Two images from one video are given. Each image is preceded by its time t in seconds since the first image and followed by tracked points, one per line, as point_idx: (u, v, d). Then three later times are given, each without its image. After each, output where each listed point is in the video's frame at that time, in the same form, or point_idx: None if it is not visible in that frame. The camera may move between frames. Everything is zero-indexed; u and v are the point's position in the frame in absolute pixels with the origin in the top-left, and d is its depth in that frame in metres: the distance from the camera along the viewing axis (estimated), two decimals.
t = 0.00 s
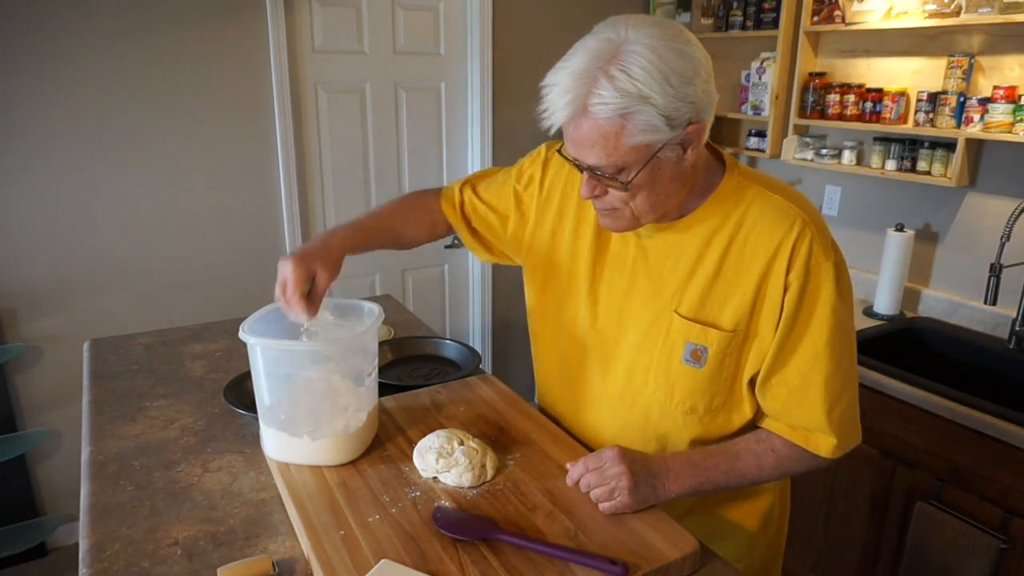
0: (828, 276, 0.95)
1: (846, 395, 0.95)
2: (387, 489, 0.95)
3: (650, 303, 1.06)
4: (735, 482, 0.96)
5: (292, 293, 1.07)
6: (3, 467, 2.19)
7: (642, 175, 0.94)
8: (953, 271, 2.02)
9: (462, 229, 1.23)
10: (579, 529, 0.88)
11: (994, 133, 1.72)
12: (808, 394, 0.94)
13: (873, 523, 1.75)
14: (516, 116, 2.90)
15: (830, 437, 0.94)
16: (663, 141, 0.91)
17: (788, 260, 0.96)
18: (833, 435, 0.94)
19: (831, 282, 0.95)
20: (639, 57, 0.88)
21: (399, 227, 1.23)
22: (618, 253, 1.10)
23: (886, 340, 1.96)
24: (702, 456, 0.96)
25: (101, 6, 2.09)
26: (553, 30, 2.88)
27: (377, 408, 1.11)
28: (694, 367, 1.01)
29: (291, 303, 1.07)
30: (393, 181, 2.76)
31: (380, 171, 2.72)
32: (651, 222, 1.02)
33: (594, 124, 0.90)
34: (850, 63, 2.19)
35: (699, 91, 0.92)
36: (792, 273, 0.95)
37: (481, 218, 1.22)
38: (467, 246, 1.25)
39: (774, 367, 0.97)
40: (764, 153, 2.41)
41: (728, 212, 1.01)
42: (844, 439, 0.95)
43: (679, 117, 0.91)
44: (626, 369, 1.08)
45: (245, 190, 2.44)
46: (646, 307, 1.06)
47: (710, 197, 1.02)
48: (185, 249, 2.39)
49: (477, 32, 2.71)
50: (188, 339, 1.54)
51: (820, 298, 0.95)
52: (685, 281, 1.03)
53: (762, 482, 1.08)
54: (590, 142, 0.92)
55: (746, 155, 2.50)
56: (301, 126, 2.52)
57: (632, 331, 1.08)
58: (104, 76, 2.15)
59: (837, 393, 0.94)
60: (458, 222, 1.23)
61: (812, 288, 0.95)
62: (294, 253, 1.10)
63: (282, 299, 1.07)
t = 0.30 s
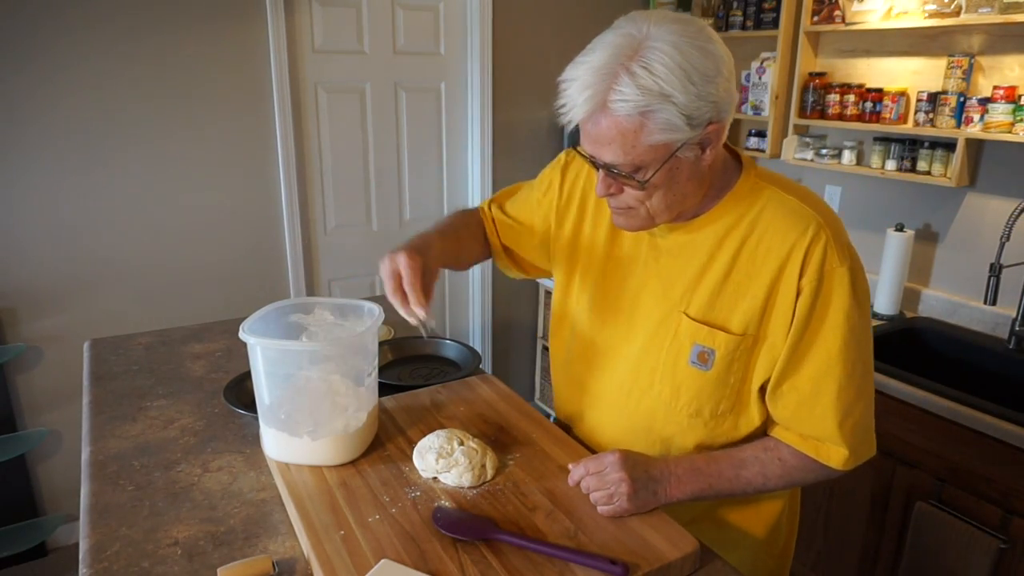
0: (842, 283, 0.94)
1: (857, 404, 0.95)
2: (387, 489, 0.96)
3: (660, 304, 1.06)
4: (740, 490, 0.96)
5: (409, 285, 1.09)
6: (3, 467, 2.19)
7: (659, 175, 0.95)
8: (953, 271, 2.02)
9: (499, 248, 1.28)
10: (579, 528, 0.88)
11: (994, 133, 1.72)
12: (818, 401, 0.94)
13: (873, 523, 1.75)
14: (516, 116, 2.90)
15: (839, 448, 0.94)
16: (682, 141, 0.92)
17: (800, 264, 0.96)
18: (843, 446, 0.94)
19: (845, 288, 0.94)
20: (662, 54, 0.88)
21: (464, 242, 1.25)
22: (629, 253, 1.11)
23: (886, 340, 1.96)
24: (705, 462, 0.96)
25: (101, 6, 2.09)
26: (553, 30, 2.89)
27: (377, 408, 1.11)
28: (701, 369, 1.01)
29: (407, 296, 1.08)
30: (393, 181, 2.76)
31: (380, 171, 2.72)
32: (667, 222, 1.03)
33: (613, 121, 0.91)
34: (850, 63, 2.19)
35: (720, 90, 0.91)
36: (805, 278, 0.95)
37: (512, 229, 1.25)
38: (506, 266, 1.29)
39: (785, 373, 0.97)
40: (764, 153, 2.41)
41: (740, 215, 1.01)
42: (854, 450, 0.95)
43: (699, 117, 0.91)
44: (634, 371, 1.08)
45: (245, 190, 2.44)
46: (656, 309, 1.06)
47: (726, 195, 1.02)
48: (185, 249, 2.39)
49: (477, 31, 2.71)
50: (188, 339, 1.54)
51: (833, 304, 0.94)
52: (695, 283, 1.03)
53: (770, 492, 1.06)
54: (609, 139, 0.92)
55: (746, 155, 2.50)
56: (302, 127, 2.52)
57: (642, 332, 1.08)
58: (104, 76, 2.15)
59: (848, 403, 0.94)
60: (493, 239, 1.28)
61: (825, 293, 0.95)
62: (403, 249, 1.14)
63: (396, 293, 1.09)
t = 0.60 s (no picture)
0: (853, 292, 0.94)
1: (863, 414, 0.95)
2: (387, 489, 0.96)
3: (667, 308, 1.06)
4: (740, 492, 0.95)
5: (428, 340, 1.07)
6: (3, 467, 2.19)
7: (671, 181, 0.95)
8: (953, 271, 2.02)
9: (511, 265, 1.28)
10: (579, 528, 0.88)
11: (994, 133, 1.72)
12: (824, 409, 0.94)
13: (873, 523, 1.75)
14: (516, 116, 2.90)
15: (844, 456, 0.94)
16: (695, 146, 0.92)
17: (811, 270, 0.96)
18: (848, 455, 0.94)
19: (855, 295, 0.94)
20: (676, 59, 0.88)
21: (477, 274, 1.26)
22: (636, 255, 1.11)
23: (886, 340, 1.96)
24: (707, 463, 0.96)
25: (101, 6, 2.09)
26: (553, 30, 2.89)
27: (377, 408, 1.11)
28: (708, 375, 1.01)
29: (426, 350, 1.07)
30: (392, 181, 2.76)
31: (380, 171, 2.72)
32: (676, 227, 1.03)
33: (625, 126, 0.91)
34: (850, 63, 2.19)
35: (734, 96, 0.91)
36: (814, 285, 0.95)
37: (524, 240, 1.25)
38: (520, 280, 1.30)
39: (792, 380, 0.97)
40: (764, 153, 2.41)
41: (751, 221, 1.01)
42: (860, 459, 0.95)
43: (713, 124, 0.91)
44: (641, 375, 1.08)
45: (244, 189, 2.44)
46: (664, 313, 1.06)
47: (737, 199, 1.02)
48: (185, 249, 2.39)
49: (477, 31, 2.71)
50: (188, 339, 1.54)
51: (842, 312, 0.94)
52: (704, 288, 1.03)
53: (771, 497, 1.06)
54: (620, 145, 0.92)
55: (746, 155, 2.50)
56: (302, 127, 2.52)
57: (650, 336, 1.08)
58: (104, 76, 2.15)
59: (855, 412, 0.94)
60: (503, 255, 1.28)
61: (834, 300, 0.95)
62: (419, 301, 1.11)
63: (414, 348, 1.07)
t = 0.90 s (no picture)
0: (836, 288, 0.93)
1: (846, 414, 0.92)
2: (387, 489, 0.96)
3: (658, 306, 1.06)
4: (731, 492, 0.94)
5: (436, 360, 1.07)
6: (3, 467, 2.19)
7: (661, 177, 0.95)
8: (953, 271, 2.02)
9: (518, 274, 1.30)
10: (579, 528, 0.88)
11: (994, 133, 1.72)
12: (803, 407, 0.92)
13: (873, 524, 1.75)
14: (516, 116, 2.90)
15: (823, 456, 0.91)
16: (684, 142, 0.91)
17: (796, 266, 0.95)
18: (827, 455, 0.91)
19: (840, 292, 0.93)
20: (663, 55, 0.88)
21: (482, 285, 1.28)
22: (630, 253, 1.11)
23: (886, 340, 1.96)
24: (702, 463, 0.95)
25: (101, 6, 2.09)
26: (553, 30, 2.89)
27: (377, 408, 1.11)
28: (697, 372, 1.01)
29: (435, 370, 1.07)
30: (392, 181, 2.76)
31: (380, 171, 2.72)
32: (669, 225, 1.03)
33: (614, 123, 0.91)
34: (850, 63, 2.19)
35: (722, 92, 0.91)
36: (799, 282, 0.95)
37: (530, 253, 1.26)
38: (529, 288, 1.32)
39: (774, 377, 0.95)
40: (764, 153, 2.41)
41: (742, 217, 1.01)
42: (841, 459, 0.92)
43: (701, 120, 0.91)
44: (634, 371, 1.09)
45: (244, 190, 2.44)
46: (655, 310, 1.07)
47: (728, 196, 1.02)
48: (185, 249, 2.39)
49: (477, 31, 2.71)
50: (188, 339, 1.54)
51: (825, 308, 0.93)
52: (693, 285, 1.03)
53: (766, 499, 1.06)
54: (609, 142, 0.92)
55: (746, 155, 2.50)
56: (302, 127, 2.52)
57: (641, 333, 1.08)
58: (104, 76, 2.15)
59: (838, 411, 0.92)
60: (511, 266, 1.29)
61: (818, 297, 0.94)
62: (427, 323, 1.13)
63: (425, 368, 1.07)
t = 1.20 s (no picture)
0: (790, 260, 0.92)
1: (761, 379, 0.89)
2: (387, 489, 0.96)
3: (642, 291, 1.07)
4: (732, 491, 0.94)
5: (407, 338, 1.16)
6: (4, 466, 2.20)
7: (649, 164, 0.95)
8: (953, 271, 2.02)
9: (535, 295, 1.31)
10: (579, 528, 0.88)
11: (994, 133, 1.72)
12: (722, 369, 0.90)
13: (873, 524, 1.75)
14: (516, 116, 2.90)
15: (717, 414, 0.89)
16: (671, 128, 0.92)
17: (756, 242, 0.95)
18: (721, 414, 0.88)
19: (792, 265, 0.91)
20: (648, 41, 0.89)
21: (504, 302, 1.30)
22: (621, 242, 1.12)
23: (886, 340, 1.96)
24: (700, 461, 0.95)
25: (101, 6, 2.09)
26: (552, 30, 2.89)
27: (376, 408, 1.11)
28: (676, 355, 1.01)
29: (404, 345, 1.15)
30: (392, 181, 2.76)
31: (380, 171, 2.72)
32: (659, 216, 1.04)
33: (602, 110, 0.91)
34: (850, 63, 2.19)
35: (707, 78, 0.91)
36: (755, 256, 0.94)
37: (543, 275, 1.26)
38: (545, 306, 1.33)
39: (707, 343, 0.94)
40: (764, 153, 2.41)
41: (723, 203, 1.01)
42: (740, 426, 0.89)
43: (688, 105, 0.91)
44: (621, 360, 1.10)
45: (245, 190, 2.44)
46: (638, 296, 1.08)
47: (716, 185, 1.02)
48: (185, 248, 2.39)
49: (477, 31, 2.71)
50: (188, 339, 1.54)
51: (770, 278, 0.92)
52: (671, 268, 1.04)
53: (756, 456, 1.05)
54: (598, 129, 0.93)
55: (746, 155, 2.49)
56: (302, 127, 2.52)
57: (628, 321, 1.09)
58: (104, 76, 2.15)
59: (758, 380, 0.89)
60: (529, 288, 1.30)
61: (767, 269, 0.93)
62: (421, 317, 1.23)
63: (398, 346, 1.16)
